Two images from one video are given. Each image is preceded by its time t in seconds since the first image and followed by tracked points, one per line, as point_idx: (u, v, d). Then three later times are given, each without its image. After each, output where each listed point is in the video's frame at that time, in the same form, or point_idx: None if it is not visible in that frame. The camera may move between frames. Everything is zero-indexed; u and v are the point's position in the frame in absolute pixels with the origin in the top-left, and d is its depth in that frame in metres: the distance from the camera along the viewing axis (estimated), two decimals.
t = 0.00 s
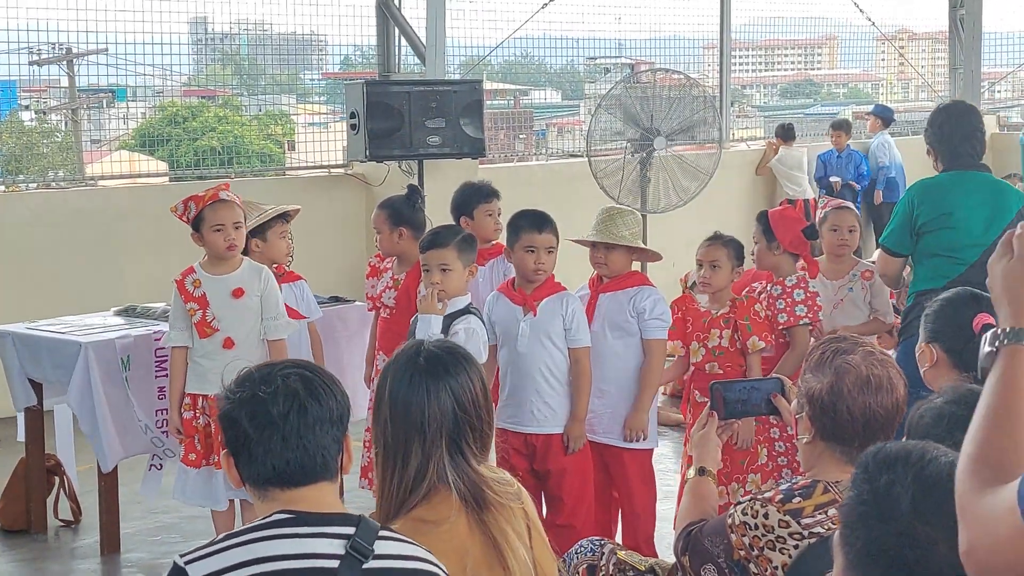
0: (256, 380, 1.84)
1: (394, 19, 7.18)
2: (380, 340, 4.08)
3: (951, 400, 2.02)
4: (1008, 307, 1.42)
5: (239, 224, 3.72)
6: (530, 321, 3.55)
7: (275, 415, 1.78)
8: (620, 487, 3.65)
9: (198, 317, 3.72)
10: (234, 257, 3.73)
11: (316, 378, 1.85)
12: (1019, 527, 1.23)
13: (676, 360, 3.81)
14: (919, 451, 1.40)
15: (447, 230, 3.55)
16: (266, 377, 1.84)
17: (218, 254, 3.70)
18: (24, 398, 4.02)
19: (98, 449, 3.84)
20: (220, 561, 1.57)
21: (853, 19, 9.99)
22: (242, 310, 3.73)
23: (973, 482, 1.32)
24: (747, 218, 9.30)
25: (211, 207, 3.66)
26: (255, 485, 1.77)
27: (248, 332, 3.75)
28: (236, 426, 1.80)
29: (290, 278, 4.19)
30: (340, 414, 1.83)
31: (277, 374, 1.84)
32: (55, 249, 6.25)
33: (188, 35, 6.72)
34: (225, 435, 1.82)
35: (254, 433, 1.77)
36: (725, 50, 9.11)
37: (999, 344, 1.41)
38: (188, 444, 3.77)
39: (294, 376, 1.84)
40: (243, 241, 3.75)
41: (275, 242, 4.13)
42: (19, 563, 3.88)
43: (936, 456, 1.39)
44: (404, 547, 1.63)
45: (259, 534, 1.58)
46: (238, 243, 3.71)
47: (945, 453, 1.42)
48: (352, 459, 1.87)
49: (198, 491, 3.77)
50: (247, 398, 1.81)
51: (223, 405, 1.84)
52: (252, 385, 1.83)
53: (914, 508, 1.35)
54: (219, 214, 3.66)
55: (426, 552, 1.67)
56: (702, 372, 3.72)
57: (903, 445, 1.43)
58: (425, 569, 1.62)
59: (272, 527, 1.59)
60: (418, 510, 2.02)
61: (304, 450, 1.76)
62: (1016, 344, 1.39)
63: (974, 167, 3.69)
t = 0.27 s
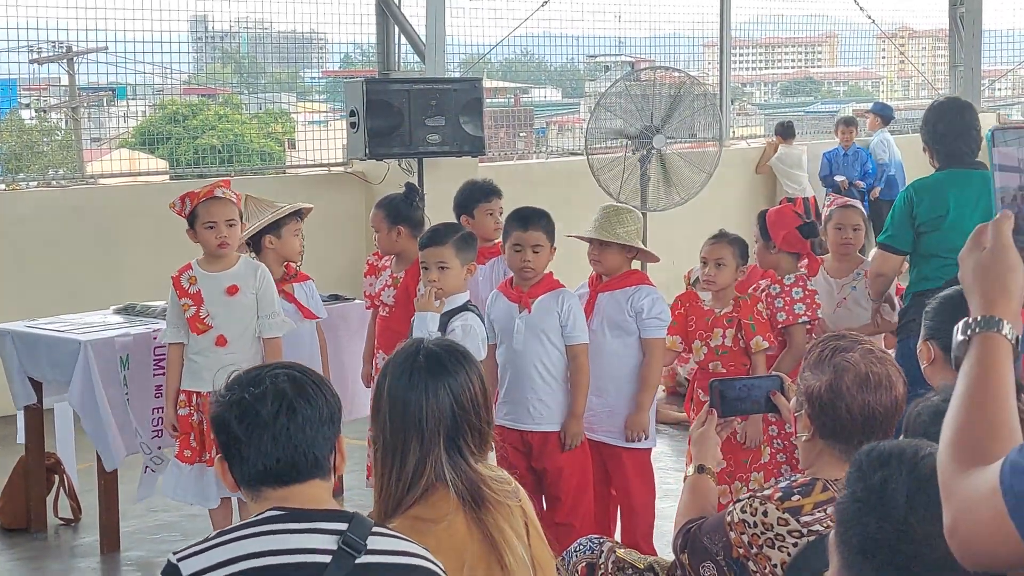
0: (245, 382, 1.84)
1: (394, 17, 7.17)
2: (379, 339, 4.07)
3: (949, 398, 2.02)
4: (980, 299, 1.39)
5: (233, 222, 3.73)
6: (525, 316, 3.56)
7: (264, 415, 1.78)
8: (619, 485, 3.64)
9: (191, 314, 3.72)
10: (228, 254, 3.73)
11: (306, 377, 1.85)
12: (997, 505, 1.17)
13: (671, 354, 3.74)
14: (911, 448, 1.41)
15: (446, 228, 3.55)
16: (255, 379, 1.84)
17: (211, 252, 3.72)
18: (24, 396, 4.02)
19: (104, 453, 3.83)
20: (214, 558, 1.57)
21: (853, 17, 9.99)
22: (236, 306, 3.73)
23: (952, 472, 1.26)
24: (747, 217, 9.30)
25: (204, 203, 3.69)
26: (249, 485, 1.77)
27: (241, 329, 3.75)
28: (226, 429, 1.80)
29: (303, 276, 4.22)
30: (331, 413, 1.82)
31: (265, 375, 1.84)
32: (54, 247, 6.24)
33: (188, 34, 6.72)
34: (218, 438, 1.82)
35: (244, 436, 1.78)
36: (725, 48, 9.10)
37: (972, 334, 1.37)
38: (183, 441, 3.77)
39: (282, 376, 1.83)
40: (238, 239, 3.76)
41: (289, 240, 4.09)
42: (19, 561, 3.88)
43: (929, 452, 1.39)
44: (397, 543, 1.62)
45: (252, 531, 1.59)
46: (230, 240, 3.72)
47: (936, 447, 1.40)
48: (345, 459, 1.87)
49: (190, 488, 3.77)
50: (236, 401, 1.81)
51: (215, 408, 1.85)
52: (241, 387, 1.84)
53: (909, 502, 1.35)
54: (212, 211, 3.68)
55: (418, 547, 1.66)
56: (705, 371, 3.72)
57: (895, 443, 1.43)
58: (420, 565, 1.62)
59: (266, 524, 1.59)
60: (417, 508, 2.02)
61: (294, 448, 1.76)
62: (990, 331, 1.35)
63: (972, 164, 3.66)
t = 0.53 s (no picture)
0: (248, 380, 1.85)
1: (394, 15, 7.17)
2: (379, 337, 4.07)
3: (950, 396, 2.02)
4: (968, 284, 1.44)
5: (229, 218, 3.72)
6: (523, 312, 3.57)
7: (266, 412, 1.78)
8: (619, 484, 3.64)
9: (187, 305, 3.73)
10: (224, 249, 3.73)
11: (308, 377, 1.86)
12: (968, 490, 1.16)
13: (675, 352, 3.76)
14: (911, 445, 1.40)
15: (448, 226, 3.54)
16: (257, 377, 1.85)
17: (207, 247, 3.72)
18: (25, 394, 4.02)
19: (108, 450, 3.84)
20: (213, 554, 1.58)
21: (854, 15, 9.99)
22: (231, 302, 3.73)
23: (932, 454, 1.26)
24: (747, 215, 9.29)
25: (200, 199, 3.69)
26: (248, 483, 1.77)
27: (236, 325, 3.75)
28: (227, 427, 1.80)
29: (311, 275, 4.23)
30: (333, 413, 1.82)
31: (268, 375, 1.84)
32: (54, 245, 6.24)
33: (189, 32, 6.72)
34: (219, 436, 1.82)
35: (244, 434, 1.78)
36: (726, 45, 9.10)
37: (958, 319, 1.39)
38: (179, 435, 3.77)
39: (285, 376, 1.84)
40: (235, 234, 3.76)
41: (302, 238, 4.10)
42: (20, 559, 3.88)
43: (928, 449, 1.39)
44: (396, 540, 1.62)
45: (251, 527, 1.59)
46: (225, 236, 3.72)
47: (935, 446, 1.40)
48: (347, 457, 1.87)
49: (187, 485, 3.76)
50: (237, 399, 1.81)
51: (217, 406, 1.85)
52: (244, 384, 1.84)
53: (909, 500, 1.34)
54: (207, 206, 3.68)
55: (418, 544, 1.66)
56: (705, 368, 3.72)
57: (895, 441, 1.43)
58: (419, 561, 1.62)
59: (265, 520, 1.59)
60: (418, 506, 2.02)
61: (294, 446, 1.76)
62: (976, 317, 1.37)
63: (958, 161, 3.67)
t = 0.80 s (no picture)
0: (261, 375, 1.85)
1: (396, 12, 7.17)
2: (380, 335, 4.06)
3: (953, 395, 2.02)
4: (959, 275, 1.39)
5: (228, 213, 3.72)
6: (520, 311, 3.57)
7: (278, 407, 1.78)
8: (620, 482, 3.64)
9: (188, 304, 3.74)
10: (223, 244, 3.73)
11: (321, 374, 1.86)
12: (937, 481, 1.17)
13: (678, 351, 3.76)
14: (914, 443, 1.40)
15: (450, 225, 3.54)
16: (270, 372, 1.85)
17: (206, 242, 3.72)
18: (28, 391, 4.03)
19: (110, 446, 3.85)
20: (213, 551, 1.57)
21: (856, 12, 9.98)
22: (231, 297, 3.73)
23: (909, 442, 1.26)
24: (749, 212, 9.29)
25: (200, 193, 3.69)
26: (256, 478, 1.77)
27: (235, 321, 3.74)
28: (239, 420, 1.80)
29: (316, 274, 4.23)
30: (344, 410, 1.83)
31: (282, 371, 1.84)
32: (57, 243, 6.25)
33: (191, 29, 6.72)
34: (230, 429, 1.82)
35: (255, 426, 1.78)
36: (727, 43, 9.09)
37: (947, 309, 1.36)
38: (178, 430, 3.77)
39: (298, 372, 1.84)
40: (234, 230, 3.76)
41: (309, 235, 4.10)
42: (21, 556, 3.89)
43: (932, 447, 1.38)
44: (400, 539, 1.62)
45: (253, 525, 1.59)
46: (223, 232, 3.72)
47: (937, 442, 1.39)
48: (354, 455, 1.87)
49: (187, 482, 3.76)
50: (251, 392, 1.81)
51: (229, 399, 1.85)
52: (259, 378, 1.84)
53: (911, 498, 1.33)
54: (205, 200, 3.68)
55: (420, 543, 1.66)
56: (706, 367, 3.72)
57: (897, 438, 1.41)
58: (423, 560, 1.62)
59: (267, 518, 1.59)
60: (420, 505, 2.02)
61: (307, 443, 1.76)
62: (965, 309, 1.34)
63: (934, 158, 3.66)
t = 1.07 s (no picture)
0: (270, 373, 1.85)
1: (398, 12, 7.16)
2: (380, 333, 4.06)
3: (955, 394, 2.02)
4: (944, 269, 1.39)
5: (229, 211, 3.72)
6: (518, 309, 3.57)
7: (286, 406, 1.79)
8: (621, 481, 3.64)
9: (189, 302, 3.74)
10: (224, 242, 3.72)
11: (331, 374, 1.86)
12: (900, 473, 1.20)
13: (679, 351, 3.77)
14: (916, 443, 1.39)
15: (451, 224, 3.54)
16: (278, 370, 1.85)
17: (207, 240, 3.72)
18: (30, 390, 4.03)
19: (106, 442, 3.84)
20: (217, 548, 1.58)
21: (857, 12, 9.98)
22: (233, 295, 3.74)
23: (883, 433, 1.27)
24: (751, 211, 9.29)
25: (202, 190, 3.69)
26: (264, 476, 1.77)
27: (239, 319, 3.75)
28: (246, 418, 1.80)
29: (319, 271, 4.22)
30: (353, 410, 1.83)
31: (291, 369, 1.84)
32: (59, 242, 6.25)
33: (192, 28, 6.72)
34: (237, 426, 1.82)
35: (263, 426, 1.78)
36: (729, 42, 9.08)
37: (928, 305, 1.35)
38: (181, 427, 3.78)
39: (307, 371, 1.84)
40: (235, 228, 3.75)
41: (310, 233, 4.09)
42: (25, 555, 3.89)
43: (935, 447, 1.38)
44: (405, 538, 1.62)
45: (257, 523, 1.59)
46: (225, 229, 3.71)
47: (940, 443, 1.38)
48: (361, 454, 1.88)
49: (188, 479, 3.78)
50: (260, 390, 1.82)
51: (238, 395, 1.85)
52: (267, 376, 1.84)
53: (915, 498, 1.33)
54: (207, 198, 3.68)
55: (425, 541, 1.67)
56: (707, 365, 3.72)
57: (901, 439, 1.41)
58: (426, 559, 1.62)
59: (273, 516, 1.59)
60: (421, 505, 2.03)
61: (313, 442, 1.76)
62: (947, 304, 1.33)
63: (923, 155, 3.67)
